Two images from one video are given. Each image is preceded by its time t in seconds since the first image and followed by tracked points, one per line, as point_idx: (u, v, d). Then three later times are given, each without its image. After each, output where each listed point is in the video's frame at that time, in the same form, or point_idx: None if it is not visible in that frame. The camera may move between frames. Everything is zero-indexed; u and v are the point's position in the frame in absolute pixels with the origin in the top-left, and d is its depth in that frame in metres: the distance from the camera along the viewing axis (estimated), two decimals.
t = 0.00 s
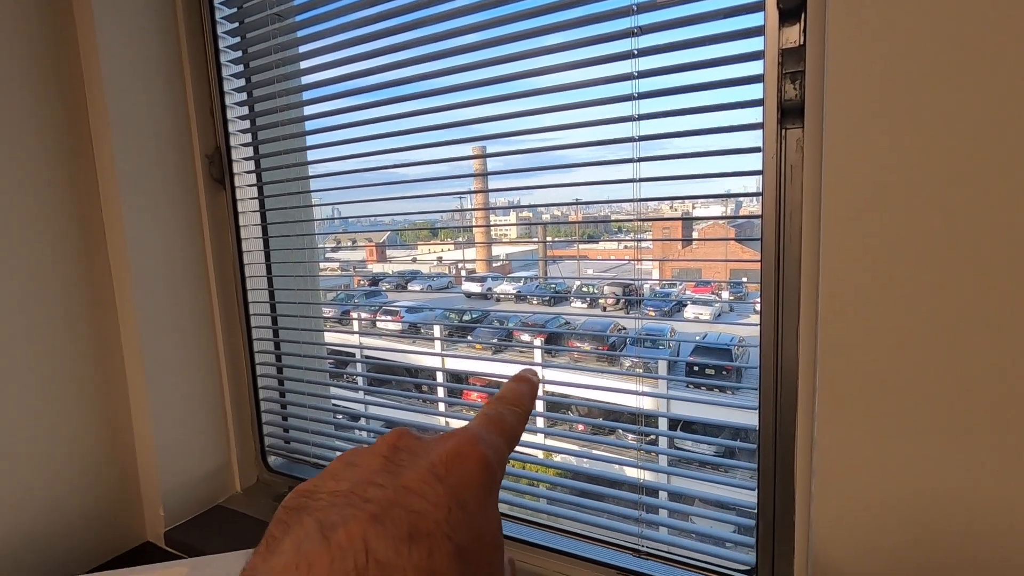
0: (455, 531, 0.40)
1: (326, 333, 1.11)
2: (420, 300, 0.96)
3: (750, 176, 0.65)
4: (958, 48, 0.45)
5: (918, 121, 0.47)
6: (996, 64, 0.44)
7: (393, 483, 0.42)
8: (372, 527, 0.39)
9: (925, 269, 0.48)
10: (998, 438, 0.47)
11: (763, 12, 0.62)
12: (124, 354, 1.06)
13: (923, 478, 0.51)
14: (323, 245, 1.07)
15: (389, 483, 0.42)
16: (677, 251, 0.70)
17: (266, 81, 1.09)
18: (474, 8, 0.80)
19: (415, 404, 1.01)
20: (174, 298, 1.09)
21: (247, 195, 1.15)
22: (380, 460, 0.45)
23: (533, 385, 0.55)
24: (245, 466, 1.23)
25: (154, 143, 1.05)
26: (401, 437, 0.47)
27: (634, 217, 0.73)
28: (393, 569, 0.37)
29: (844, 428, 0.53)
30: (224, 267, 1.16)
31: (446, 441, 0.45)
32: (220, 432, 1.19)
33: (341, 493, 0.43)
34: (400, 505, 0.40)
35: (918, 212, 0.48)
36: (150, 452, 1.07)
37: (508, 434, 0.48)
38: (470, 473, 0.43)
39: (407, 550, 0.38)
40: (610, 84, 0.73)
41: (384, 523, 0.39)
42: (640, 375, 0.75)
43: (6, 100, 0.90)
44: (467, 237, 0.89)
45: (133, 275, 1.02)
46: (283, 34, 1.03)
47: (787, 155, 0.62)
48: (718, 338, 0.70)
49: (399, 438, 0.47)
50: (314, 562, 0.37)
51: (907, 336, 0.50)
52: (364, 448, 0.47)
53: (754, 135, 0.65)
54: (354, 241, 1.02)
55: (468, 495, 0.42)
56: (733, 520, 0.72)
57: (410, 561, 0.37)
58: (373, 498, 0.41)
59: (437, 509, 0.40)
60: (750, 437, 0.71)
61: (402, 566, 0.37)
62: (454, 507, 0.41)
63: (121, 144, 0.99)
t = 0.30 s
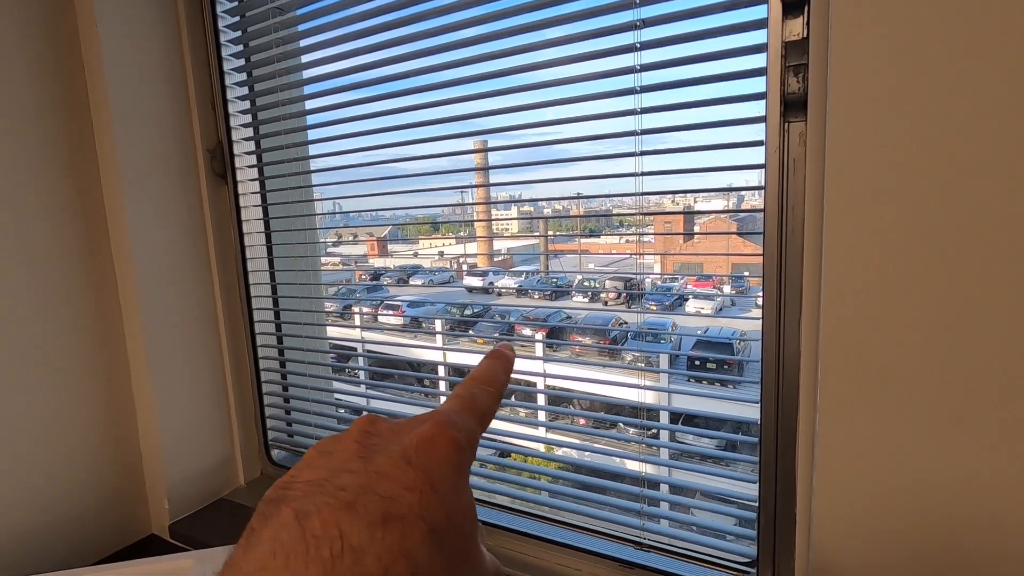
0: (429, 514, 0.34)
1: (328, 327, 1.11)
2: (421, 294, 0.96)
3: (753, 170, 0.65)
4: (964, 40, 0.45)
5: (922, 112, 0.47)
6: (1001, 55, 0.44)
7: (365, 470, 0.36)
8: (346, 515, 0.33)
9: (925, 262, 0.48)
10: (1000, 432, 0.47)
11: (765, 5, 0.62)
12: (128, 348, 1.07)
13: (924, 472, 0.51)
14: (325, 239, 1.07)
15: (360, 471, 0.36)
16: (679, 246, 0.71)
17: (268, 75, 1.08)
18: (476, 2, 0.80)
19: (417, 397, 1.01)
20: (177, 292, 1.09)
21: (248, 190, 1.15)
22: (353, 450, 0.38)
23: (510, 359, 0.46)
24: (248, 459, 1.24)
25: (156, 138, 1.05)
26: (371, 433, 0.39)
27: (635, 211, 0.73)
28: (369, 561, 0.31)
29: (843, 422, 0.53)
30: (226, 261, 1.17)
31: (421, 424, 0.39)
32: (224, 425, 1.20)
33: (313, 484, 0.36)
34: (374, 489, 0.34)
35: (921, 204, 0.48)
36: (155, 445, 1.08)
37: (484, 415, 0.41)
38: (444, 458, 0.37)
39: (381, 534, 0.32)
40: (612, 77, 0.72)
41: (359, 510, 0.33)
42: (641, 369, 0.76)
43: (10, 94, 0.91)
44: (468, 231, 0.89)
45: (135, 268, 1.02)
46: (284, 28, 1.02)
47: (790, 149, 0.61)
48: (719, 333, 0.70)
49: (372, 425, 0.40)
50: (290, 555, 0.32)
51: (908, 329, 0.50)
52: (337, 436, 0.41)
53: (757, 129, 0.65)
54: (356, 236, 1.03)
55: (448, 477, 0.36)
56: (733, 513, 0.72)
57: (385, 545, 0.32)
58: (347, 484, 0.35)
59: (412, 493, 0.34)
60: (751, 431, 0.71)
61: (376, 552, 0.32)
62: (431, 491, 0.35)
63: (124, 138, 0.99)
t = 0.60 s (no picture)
0: (435, 521, 0.35)
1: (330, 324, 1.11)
2: (422, 291, 0.97)
3: (755, 167, 0.65)
4: (969, 34, 0.45)
5: (925, 107, 0.47)
6: (1006, 50, 0.44)
7: (373, 475, 0.36)
8: (352, 521, 0.33)
9: (927, 258, 0.48)
10: (1003, 430, 0.47)
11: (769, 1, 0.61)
12: (131, 344, 1.07)
13: (926, 468, 0.50)
14: (326, 237, 1.07)
15: (367, 476, 0.36)
16: (680, 242, 0.70)
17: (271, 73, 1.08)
18: None
19: (420, 394, 1.01)
20: (180, 289, 1.09)
21: (252, 187, 1.15)
22: (359, 454, 0.38)
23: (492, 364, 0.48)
24: (251, 456, 1.24)
25: (159, 135, 1.05)
26: (381, 432, 0.39)
27: (637, 208, 0.73)
28: (374, 566, 0.32)
29: (845, 419, 0.53)
30: (229, 258, 1.17)
31: (428, 431, 0.39)
32: (227, 421, 1.20)
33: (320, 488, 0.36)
34: (379, 495, 0.35)
35: (924, 200, 0.48)
36: (159, 440, 1.09)
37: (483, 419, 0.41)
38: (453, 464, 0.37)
39: (385, 541, 0.33)
40: (614, 74, 0.72)
41: (364, 516, 0.34)
42: (642, 365, 0.76)
43: (13, 90, 0.91)
44: (469, 228, 0.89)
45: (138, 265, 1.02)
46: (286, 26, 1.02)
47: (793, 145, 0.61)
48: (720, 330, 0.70)
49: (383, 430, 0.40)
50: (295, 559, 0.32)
51: (912, 326, 0.49)
52: (345, 441, 0.40)
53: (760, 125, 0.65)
54: (358, 233, 1.03)
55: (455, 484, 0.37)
56: (734, 509, 0.72)
57: (389, 552, 0.33)
58: (352, 489, 0.35)
59: (418, 500, 0.35)
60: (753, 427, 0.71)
61: (381, 560, 0.32)
62: (437, 498, 0.35)
63: (127, 136, 1.00)
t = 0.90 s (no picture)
0: (455, 556, 0.36)
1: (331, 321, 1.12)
2: (423, 289, 0.97)
3: (756, 164, 0.65)
4: (970, 33, 0.44)
5: (925, 105, 0.47)
6: (1008, 49, 0.44)
7: (408, 495, 0.38)
8: (376, 536, 0.35)
9: (927, 257, 0.48)
10: (1003, 428, 0.47)
11: None
12: (134, 342, 1.08)
13: (925, 467, 0.51)
14: (326, 235, 1.07)
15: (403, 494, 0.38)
16: (681, 239, 0.70)
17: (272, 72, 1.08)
18: None
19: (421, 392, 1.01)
20: (182, 286, 1.10)
21: (253, 185, 1.16)
22: (405, 469, 0.40)
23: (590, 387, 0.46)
24: (253, 453, 1.25)
25: (161, 134, 1.05)
26: (429, 451, 0.41)
27: (637, 206, 0.73)
28: None
29: (844, 418, 0.53)
30: (231, 256, 1.17)
31: (469, 456, 0.40)
32: (229, 419, 1.21)
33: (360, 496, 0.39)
34: (409, 518, 0.36)
35: (925, 198, 0.48)
36: (161, 438, 1.09)
37: (543, 451, 0.42)
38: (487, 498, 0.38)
39: (402, 565, 0.34)
40: (614, 72, 0.72)
41: (388, 534, 0.35)
42: (643, 362, 0.76)
43: (15, 89, 0.91)
44: (470, 226, 0.89)
45: (140, 263, 1.03)
46: (286, 24, 1.02)
47: (793, 143, 0.61)
48: (721, 328, 0.70)
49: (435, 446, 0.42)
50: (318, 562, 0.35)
51: (911, 323, 0.49)
52: (395, 452, 0.42)
53: (761, 123, 0.65)
54: (357, 231, 1.03)
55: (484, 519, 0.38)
56: (735, 506, 0.72)
57: None
58: (385, 504, 0.37)
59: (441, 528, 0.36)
60: (753, 424, 0.71)
61: None
62: (462, 531, 0.37)
63: (129, 135, 1.00)
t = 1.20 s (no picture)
0: None
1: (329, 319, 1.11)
2: (422, 288, 0.97)
3: (753, 162, 0.65)
4: (966, 30, 0.45)
5: (921, 102, 0.47)
6: (1005, 46, 0.44)
7: None
8: None
9: (920, 252, 0.49)
10: (997, 424, 0.48)
11: None
12: (133, 341, 1.08)
13: (920, 462, 0.51)
14: (325, 233, 1.07)
15: None
16: (680, 238, 0.70)
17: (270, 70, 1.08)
18: None
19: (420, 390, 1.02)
20: (180, 285, 1.10)
21: (250, 184, 1.15)
22: None
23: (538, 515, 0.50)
24: (253, 452, 1.25)
25: (158, 132, 1.05)
26: None
27: (636, 205, 0.73)
28: None
29: (841, 416, 0.54)
30: (230, 255, 1.17)
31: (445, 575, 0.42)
32: (228, 418, 1.21)
33: None
34: None
35: (918, 194, 0.48)
36: (161, 437, 1.10)
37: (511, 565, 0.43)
38: None
39: None
40: (610, 69, 0.72)
41: None
42: (641, 360, 0.76)
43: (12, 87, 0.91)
44: (469, 225, 0.89)
45: (139, 262, 1.03)
46: (283, 22, 1.02)
47: (787, 140, 0.62)
48: (720, 325, 0.70)
49: None
50: None
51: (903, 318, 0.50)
52: None
53: (755, 121, 0.65)
54: (357, 230, 1.02)
55: None
56: (733, 501, 0.72)
57: None
58: None
59: None
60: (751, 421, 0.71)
61: None
62: None
63: (126, 133, 1.00)
